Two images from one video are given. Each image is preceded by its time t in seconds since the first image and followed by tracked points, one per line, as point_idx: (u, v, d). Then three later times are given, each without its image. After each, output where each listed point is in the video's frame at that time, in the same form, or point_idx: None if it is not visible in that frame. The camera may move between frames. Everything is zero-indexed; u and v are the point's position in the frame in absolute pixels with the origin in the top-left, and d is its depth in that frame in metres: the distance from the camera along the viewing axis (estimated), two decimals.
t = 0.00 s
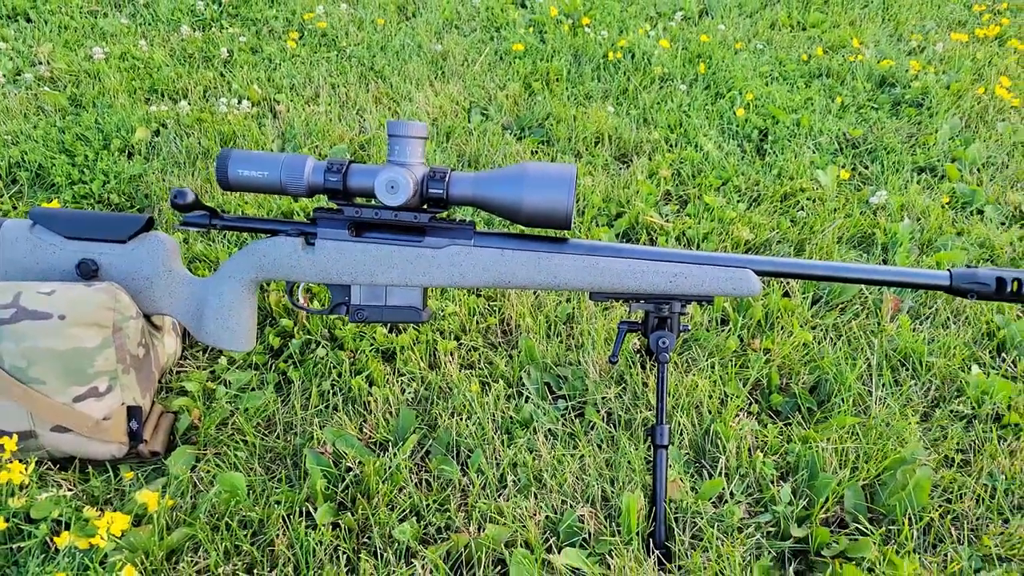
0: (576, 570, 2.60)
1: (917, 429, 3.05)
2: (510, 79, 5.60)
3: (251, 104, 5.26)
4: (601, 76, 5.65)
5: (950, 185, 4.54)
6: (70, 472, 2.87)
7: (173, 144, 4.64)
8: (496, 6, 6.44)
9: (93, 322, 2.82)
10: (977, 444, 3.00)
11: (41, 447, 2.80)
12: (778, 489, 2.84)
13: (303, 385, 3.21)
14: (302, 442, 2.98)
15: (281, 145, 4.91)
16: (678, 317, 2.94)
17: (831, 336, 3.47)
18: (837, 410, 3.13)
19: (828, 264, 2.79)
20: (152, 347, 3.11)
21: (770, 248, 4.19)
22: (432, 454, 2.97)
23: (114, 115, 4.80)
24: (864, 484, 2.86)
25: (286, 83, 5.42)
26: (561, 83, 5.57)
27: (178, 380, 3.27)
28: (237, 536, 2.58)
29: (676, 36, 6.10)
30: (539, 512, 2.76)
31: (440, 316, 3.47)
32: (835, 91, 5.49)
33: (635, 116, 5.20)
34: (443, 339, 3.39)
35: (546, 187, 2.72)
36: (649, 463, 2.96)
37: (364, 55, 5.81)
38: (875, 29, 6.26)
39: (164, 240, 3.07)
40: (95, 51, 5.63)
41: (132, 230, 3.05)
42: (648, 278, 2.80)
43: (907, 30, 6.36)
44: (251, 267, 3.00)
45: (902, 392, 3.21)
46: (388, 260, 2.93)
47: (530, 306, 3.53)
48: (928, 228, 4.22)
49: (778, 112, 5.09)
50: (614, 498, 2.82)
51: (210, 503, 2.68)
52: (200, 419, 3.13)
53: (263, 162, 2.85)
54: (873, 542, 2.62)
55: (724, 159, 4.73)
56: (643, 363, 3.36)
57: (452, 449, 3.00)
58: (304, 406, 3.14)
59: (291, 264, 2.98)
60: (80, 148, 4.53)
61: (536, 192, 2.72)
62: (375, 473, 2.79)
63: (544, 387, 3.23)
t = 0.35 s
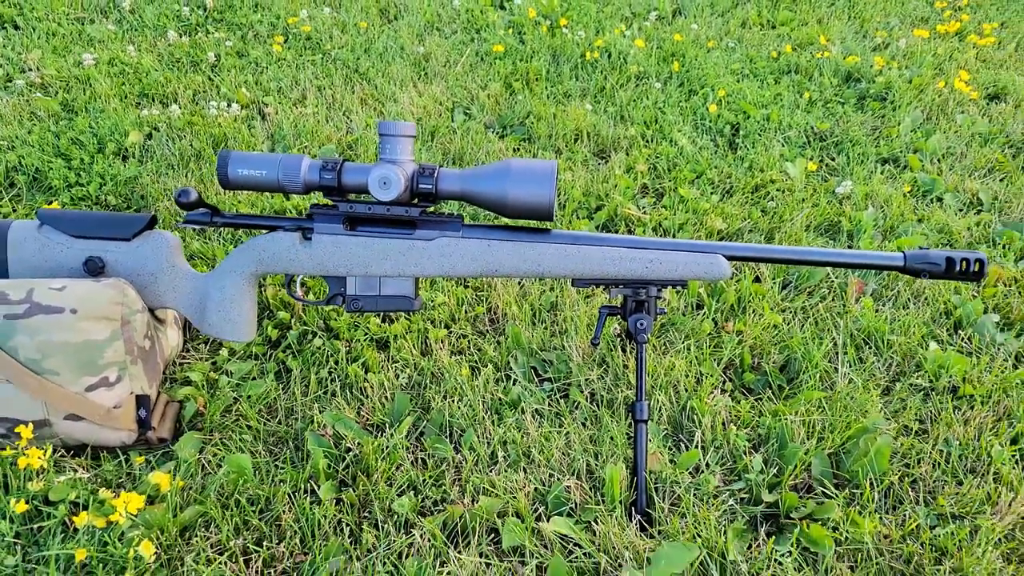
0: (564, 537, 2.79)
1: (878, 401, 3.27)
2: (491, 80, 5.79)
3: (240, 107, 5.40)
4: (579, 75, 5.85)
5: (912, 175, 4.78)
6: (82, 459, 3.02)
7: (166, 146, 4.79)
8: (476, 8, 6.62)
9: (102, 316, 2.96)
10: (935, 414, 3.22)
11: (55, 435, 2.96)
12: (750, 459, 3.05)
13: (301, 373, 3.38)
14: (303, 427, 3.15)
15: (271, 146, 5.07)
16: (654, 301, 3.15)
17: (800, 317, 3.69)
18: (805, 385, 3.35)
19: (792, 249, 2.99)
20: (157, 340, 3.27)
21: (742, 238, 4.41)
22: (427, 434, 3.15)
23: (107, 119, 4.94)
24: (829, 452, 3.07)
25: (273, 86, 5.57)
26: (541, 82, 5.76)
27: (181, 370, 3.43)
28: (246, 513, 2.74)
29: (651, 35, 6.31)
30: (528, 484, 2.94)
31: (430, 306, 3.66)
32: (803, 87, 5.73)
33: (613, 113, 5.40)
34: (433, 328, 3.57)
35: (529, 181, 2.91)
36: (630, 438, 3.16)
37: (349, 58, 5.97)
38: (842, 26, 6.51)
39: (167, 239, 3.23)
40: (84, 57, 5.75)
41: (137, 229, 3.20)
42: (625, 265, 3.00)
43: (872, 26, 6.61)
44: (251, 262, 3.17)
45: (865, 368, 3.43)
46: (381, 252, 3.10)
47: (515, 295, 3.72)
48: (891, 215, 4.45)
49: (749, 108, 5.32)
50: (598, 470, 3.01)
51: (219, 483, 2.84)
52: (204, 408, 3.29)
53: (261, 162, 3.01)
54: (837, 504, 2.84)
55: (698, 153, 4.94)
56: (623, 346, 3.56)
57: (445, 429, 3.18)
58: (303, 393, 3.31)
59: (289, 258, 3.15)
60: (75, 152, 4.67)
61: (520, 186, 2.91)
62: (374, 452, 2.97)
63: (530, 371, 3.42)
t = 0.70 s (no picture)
0: (562, 510, 3.06)
1: (844, 383, 3.57)
2: (477, 87, 6.04)
3: (236, 117, 5.62)
4: (561, 82, 6.12)
5: (875, 174, 5.11)
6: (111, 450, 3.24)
7: (169, 157, 5.00)
8: (461, 18, 6.88)
9: (129, 316, 3.18)
10: (895, 392, 3.52)
11: (86, 428, 3.17)
12: (729, 437, 3.34)
13: (312, 367, 3.62)
14: (316, 417, 3.40)
15: (269, 154, 5.29)
16: (639, 293, 3.42)
17: (772, 308, 3.99)
18: (777, 369, 3.65)
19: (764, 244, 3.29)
20: (175, 340, 3.49)
21: (718, 235, 4.70)
22: (432, 421, 3.41)
23: (111, 131, 5.14)
24: (800, 429, 3.37)
25: (268, 96, 5.79)
26: (526, 89, 6.03)
27: (198, 367, 3.66)
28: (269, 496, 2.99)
29: (629, 42, 6.60)
30: (527, 464, 3.21)
31: (430, 303, 3.91)
32: (773, 91, 6.04)
33: (595, 118, 5.68)
34: (434, 324, 3.83)
35: (522, 186, 3.17)
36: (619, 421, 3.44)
37: (340, 68, 6.20)
38: (809, 32, 6.84)
39: (185, 245, 3.46)
40: (82, 70, 5.94)
41: (157, 236, 3.42)
42: (612, 261, 3.27)
43: (837, 32, 6.96)
44: (264, 265, 3.41)
45: (832, 353, 3.74)
46: (386, 254, 3.36)
47: (509, 292, 3.99)
48: (856, 212, 4.77)
49: (723, 112, 5.62)
50: (591, 449, 3.29)
51: (242, 469, 3.08)
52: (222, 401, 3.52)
53: (274, 172, 3.25)
54: (807, 475, 3.13)
55: (675, 155, 5.24)
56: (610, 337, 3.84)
57: (448, 416, 3.44)
58: (314, 386, 3.56)
59: (300, 261, 3.39)
60: (82, 163, 4.87)
61: (514, 190, 3.17)
62: (384, 438, 3.22)
63: (525, 362, 3.69)
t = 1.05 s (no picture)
0: (553, 486, 3.31)
1: (811, 363, 3.86)
2: (459, 92, 6.27)
3: (227, 125, 5.80)
4: (540, 85, 6.36)
5: (838, 168, 5.42)
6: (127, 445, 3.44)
7: (164, 165, 5.18)
8: (440, 25, 7.10)
9: (141, 318, 3.35)
10: (857, 371, 3.81)
11: (103, 423, 3.36)
12: (706, 415, 3.60)
13: (313, 362, 3.84)
14: (320, 408, 3.62)
15: (261, 161, 5.48)
16: (620, 284, 3.67)
17: (744, 296, 4.26)
18: (749, 353, 3.92)
19: (737, 237, 3.55)
20: (183, 339, 3.68)
21: (692, 229, 4.97)
22: (429, 409, 3.64)
23: (105, 141, 5.30)
24: (771, 407, 3.64)
25: (257, 104, 5.98)
26: (506, 93, 6.26)
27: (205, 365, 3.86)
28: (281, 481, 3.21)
29: (604, 46, 6.86)
30: (520, 445, 3.45)
31: (423, 299, 4.14)
32: (742, 92, 6.34)
33: (573, 120, 5.93)
34: (428, 318, 4.06)
35: (510, 188, 3.40)
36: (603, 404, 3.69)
37: (325, 75, 6.39)
38: (775, 34, 7.15)
39: (191, 249, 3.65)
40: (72, 81, 6.07)
41: (164, 242, 3.61)
42: (594, 256, 3.52)
43: (802, 33, 7.27)
44: (267, 266, 3.62)
45: (799, 337, 4.02)
46: (383, 253, 3.58)
47: (497, 287, 4.22)
48: (820, 205, 5.06)
49: (695, 112, 5.90)
50: (579, 430, 3.54)
51: (254, 457, 3.30)
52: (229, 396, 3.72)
53: (275, 178, 3.45)
54: (778, 448, 3.41)
55: (650, 155, 5.50)
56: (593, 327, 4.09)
57: (444, 404, 3.67)
58: (317, 380, 3.77)
59: (302, 261, 3.60)
60: (79, 173, 5.03)
61: (502, 192, 3.40)
62: (386, 425, 3.45)
63: (514, 352, 3.93)
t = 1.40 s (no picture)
0: (556, 474, 3.46)
1: (797, 351, 4.04)
2: (447, 94, 6.39)
3: (218, 129, 5.86)
4: (526, 86, 6.50)
5: (817, 164, 5.61)
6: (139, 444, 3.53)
7: (159, 170, 5.24)
8: (425, 28, 7.20)
9: (151, 320, 3.43)
10: (840, 357, 4.00)
11: (116, 424, 3.44)
12: (698, 403, 3.77)
13: (318, 360, 3.95)
14: (327, 405, 3.73)
15: (254, 164, 5.56)
16: (614, 278, 3.81)
17: (731, 288, 4.43)
18: (738, 343, 4.09)
19: (723, 231, 3.73)
20: (190, 341, 3.76)
21: (679, 225, 5.14)
22: (433, 403, 3.77)
23: (99, 148, 5.35)
24: (760, 393, 3.82)
25: (247, 108, 6.05)
26: (493, 94, 6.39)
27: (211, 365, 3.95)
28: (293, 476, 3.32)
29: (586, 46, 7.01)
30: (523, 435, 3.59)
31: (422, 297, 4.26)
32: (722, 90, 6.52)
33: (559, 120, 6.08)
34: (427, 316, 4.18)
35: (507, 188, 3.53)
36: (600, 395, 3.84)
37: (314, 78, 6.47)
38: (752, 33, 7.35)
39: (197, 252, 3.75)
40: (61, 87, 6.10)
41: (170, 245, 3.70)
42: (589, 252, 3.67)
43: (778, 32, 7.48)
44: (272, 267, 3.72)
45: (785, 326, 4.20)
46: (385, 253, 3.69)
47: (493, 284, 4.36)
48: (801, 200, 5.26)
49: (677, 111, 6.07)
50: (578, 420, 3.69)
51: (266, 454, 3.41)
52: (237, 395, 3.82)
53: (279, 182, 3.55)
54: (768, 432, 3.58)
55: (636, 153, 5.67)
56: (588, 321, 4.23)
57: (447, 397, 3.80)
58: (322, 377, 3.88)
59: (306, 262, 3.71)
60: (75, 179, 5.09)
61: (500, 192, 3.53)
62: (393, 419, 3.57)
63: (512, 347, 4.07)
